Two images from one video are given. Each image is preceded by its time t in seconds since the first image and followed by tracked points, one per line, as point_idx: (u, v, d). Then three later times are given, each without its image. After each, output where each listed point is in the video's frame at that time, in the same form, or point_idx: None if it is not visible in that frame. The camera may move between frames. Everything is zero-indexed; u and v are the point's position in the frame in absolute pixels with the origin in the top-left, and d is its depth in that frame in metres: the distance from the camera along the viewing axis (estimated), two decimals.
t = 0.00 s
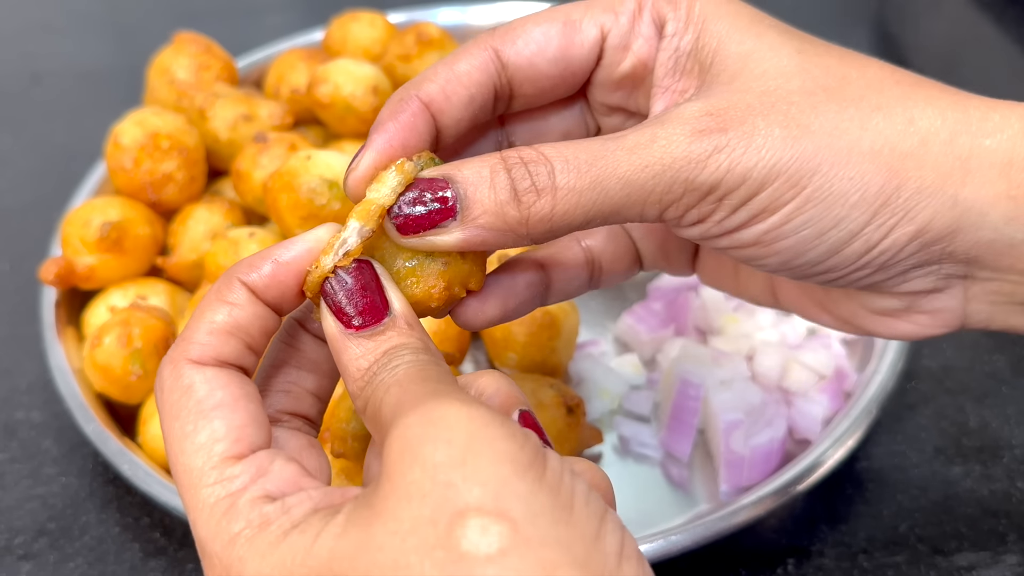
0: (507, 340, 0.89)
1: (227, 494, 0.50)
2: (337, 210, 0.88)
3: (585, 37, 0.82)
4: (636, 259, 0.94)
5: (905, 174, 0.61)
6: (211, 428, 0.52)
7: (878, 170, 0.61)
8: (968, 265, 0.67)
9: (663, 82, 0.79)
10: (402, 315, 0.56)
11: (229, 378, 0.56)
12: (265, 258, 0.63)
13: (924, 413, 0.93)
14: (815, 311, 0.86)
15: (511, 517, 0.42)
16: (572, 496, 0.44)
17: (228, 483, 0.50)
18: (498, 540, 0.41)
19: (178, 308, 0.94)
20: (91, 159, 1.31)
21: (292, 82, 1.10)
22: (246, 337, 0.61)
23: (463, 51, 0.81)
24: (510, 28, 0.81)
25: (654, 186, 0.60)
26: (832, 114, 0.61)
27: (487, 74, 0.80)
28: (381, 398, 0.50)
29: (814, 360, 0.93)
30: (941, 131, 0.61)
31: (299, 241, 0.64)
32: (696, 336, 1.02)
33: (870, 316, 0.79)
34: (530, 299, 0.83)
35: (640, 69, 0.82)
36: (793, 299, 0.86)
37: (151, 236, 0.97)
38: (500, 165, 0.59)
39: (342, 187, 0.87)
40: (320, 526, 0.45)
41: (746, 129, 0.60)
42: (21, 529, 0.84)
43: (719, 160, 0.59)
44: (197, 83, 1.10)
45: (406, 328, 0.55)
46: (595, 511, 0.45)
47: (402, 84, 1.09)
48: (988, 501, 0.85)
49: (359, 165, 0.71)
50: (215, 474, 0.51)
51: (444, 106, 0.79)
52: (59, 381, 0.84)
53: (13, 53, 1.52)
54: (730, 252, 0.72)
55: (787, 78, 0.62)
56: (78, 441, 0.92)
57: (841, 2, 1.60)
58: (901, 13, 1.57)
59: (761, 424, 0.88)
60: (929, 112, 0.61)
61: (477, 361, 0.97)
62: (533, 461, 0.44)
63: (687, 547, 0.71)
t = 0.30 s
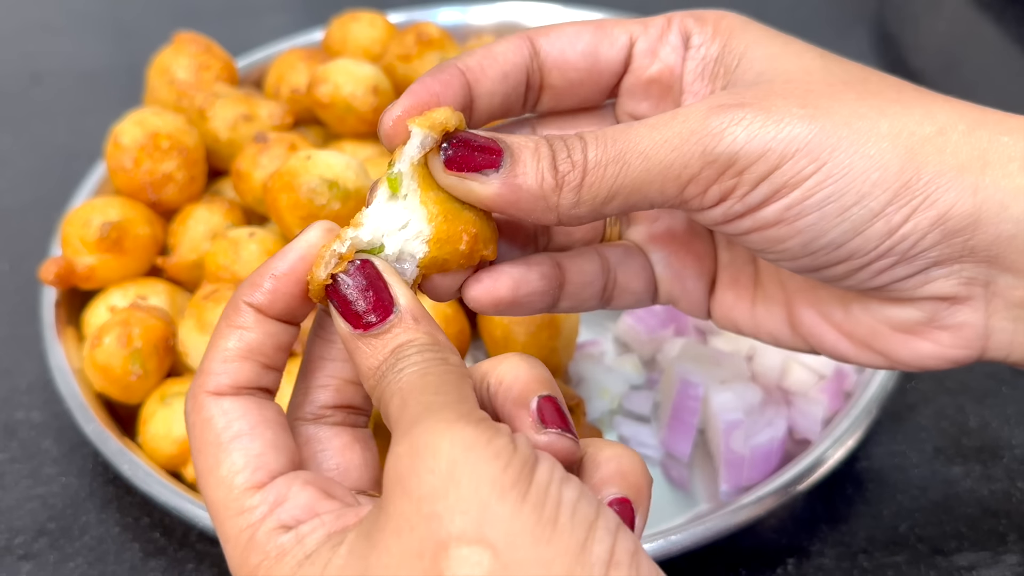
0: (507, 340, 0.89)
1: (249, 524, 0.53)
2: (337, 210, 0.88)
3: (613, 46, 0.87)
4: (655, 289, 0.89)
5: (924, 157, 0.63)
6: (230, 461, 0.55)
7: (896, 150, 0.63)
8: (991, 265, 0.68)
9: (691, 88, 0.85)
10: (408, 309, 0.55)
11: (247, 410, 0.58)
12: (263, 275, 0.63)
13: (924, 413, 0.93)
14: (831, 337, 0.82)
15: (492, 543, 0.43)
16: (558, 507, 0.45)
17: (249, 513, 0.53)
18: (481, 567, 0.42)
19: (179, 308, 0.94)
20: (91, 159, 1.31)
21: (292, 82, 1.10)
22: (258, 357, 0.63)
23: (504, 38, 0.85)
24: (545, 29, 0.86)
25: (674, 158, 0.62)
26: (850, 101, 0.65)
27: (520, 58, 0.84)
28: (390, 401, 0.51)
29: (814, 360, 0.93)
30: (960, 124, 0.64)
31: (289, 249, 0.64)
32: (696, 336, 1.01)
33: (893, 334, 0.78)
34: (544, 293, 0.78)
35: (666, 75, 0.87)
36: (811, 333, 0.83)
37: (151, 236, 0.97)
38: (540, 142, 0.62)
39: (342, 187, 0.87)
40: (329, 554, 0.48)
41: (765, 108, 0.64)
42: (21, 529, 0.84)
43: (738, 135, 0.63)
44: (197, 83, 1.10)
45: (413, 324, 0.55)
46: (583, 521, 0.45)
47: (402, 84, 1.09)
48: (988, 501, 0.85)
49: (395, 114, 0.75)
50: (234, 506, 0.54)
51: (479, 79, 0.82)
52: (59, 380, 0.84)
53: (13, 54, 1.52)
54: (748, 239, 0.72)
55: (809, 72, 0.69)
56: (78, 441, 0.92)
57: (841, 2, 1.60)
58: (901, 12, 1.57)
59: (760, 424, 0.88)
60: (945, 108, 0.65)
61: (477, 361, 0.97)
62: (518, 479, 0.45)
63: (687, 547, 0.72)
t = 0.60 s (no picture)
0: (507, 341, 0.89)
1: (264, 553, 0.56)
2: (337, 210, 0.88)
3: (604, 72, 0.89)
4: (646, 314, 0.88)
5: (899, 156, 0.65)
6: (247, 492, 0.59)
7: (871, 149, 0.65)
8: (977, 262, 0.68)
9: (679, 111, 0.86)
10: (416, 325, 0.56)
11: (263, 442, 0.61)
12: (269, 302, 0.65)
13: (924, 413, 0.93)
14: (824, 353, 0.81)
15: None
16: (545, 549, 0.45)
17: (263, 544, 0.56)
18: None
19: (179, 308, 0.94)
20: (92, 159, 1.31)
21: (292, 82, 1.10)
22: (271, 383, 0.65)
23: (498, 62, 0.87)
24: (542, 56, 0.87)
25: (659, 173, 0.66)
26: (822, 107, 0.68)
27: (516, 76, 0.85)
28: (397, 418, 0.53)
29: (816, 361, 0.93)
30: (937, 125, 0.66)
31: (291, 271, 0.65)
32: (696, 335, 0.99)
33: (885, 343, 0.76)
34: (537, 302, 0.76)
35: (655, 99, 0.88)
36: (802, 348, 0.82)
37: (151, 236, 0.97)
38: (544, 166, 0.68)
39: (342, 187, 0.88)
40: None
41: (741, 115, 0.67)
42: (21, 529, 0.84)
43: (717, 141, 0.65)
44: (198, 83, 1.10)
45: (420, 339, 0.56)
46: (570, 564, 0.45)
47: (402, 84, 1.09)
48: (988, 501, 0.85)
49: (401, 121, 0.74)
50: (251, 536, 0.57)
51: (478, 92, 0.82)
52: (59, 381, 0.84)
53: (13, 54, 1.52)
54: (736, 245, 0.73)
55: (787, 84, 0.72)
56: (78, 441, 0.92)
57: (841, 3, 1.60)
58: (901, 12, 1.57)
59: (760, 424, 0.88)
60: (921, 113, 0.67)
61: (476, 361, 0.97)
62: (504, 521, 0.45)
63: (687, 547, 0.72)
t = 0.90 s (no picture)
0: (507, 341, 0.89)
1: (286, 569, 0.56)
2: (337, 210, 0.88)
3: (598, 73, 0.90)
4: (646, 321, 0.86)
5: (895, 145, 0.65)
6: (268, 509, 0.59)
7: (868, 137, 0.66)
8: (969, 252, 0.68)
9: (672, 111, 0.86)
10: (438, 345, 0.57)
11: (284, 459, 0.62)
12: (286, 322, 0.65)
13: (924, 413, 0.93)
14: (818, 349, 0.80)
15: None
16: (566, 575, 0.45)
17: (285, 559, 0.56)
18: None
19: (179, 308, 0.94)
20: (92, 159, 1.31)
21: (292, 82, 1.10)
22: (289, 401, 0.65)
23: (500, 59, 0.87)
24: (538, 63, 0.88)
25: (661, 160, 0.65)
26: (820, 99, 0.68)
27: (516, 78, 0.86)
28: (419, 440, 0.53)
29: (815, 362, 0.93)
30: (928, 120, 0.67)
31: (305, 290, 0.66)
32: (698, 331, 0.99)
33: (879, 335, 0.76)
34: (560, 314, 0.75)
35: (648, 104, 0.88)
36: (797, 343, 0.82)
37: (151, 236, 0.97)
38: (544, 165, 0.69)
39: (342, 187, 0.88)
40: None
41: (739, 105, 0.67)
42: (21, 529, 0.84)
43: (718, 128, 0.65)
44: (197, 83, 1.10)
45: (442, 359, 0.56)
46: None
47: (401, 84, 1.09)
48: (988, 501, 0.85)
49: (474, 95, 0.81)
50: (272, 551, 0.57)
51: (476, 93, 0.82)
52: (59, 381, 0.84)
53: (13, 53, 1.52)
54: (734, 234, 0.73)
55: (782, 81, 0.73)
56: (78, 441, 0.92)
57: (841, 3, 1.60)
58: (901, 12, 1.57)
59: (760, 424, 0.88)
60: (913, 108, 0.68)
61: (477, 361, 0.97)
62: (526, 545, 0.45)
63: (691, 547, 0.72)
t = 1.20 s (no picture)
0: (507, 340, 0.90)
1: (290, 533, 0.56)
2: (337, 210, 0.88)
3: (590, 78, 0.90)
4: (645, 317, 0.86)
5: (928, 132, 0.66)
6: (282, 470, 0.59)
7: (903, 121, 0.66)
8: (987, 249, 0.70)
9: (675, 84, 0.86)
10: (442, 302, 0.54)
11: (303, 427, 0.62)
12: (318, 296, 0.70)
13: (924, 413, 0.93)
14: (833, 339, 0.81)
15: None
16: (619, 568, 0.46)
17: (291, 522, 0.56)
18: None
19: (178, 308, 0.94)
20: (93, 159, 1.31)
21: (292, 83, 1.10)
22: (318, 370, 0.67)
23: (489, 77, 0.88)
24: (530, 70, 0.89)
25: (690, 120, 0.65)
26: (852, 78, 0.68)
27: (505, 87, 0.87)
28: (414, 393, 0.50)
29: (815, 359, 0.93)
30: (954, 109, 0.68)
31: (333, 267, 0.72)
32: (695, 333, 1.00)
33: (891, 327, 0.77)
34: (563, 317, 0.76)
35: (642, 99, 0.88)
36: (809, 336, 0.82)
37: (151, 236, 0.97)
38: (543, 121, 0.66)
39: (342, 187, 0.88)
40: None
41: (778, 75, 0.66)
42: (21, 529, 0.84)
43: (750, 96, 0.65)
44: (198, 83, 1.10)
45: (444, 313, 0.54)
46: None
47: (402, 84, 1.09)
48: (988, 501, 0.85)
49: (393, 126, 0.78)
50: (280, 512, 0.57)
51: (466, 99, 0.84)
52: (59, 381, 0.85)
53: (13, 53, 1.52)
54: (759, 210, 0.73)
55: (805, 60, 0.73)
56: (78, 441, 0.92)
57: (841, 3, 1.60)
58: (901, 12, 1.57)
59: (760, 424, 0.89)
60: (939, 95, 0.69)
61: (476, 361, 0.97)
62: (576, 539, 0.45)
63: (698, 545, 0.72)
